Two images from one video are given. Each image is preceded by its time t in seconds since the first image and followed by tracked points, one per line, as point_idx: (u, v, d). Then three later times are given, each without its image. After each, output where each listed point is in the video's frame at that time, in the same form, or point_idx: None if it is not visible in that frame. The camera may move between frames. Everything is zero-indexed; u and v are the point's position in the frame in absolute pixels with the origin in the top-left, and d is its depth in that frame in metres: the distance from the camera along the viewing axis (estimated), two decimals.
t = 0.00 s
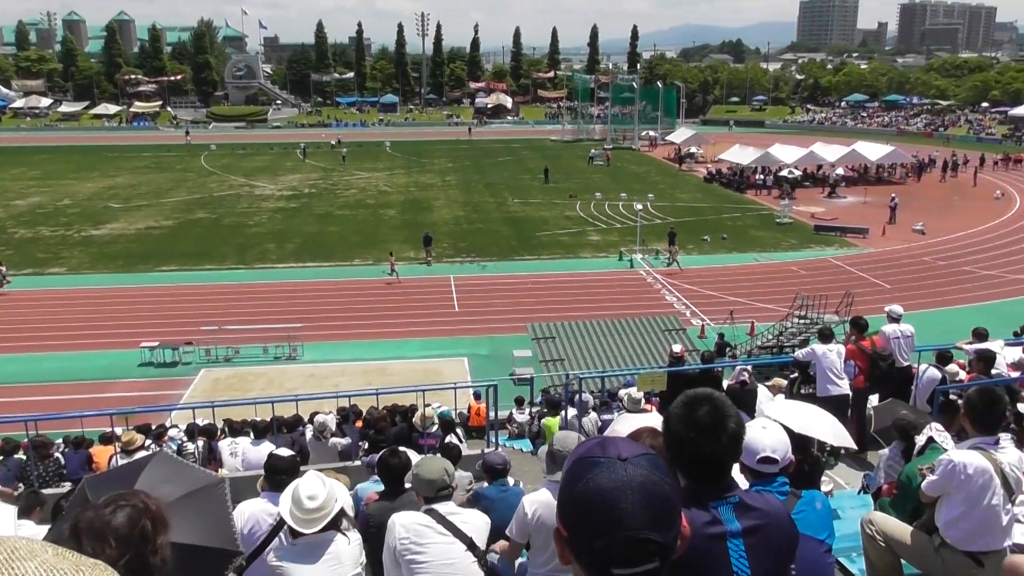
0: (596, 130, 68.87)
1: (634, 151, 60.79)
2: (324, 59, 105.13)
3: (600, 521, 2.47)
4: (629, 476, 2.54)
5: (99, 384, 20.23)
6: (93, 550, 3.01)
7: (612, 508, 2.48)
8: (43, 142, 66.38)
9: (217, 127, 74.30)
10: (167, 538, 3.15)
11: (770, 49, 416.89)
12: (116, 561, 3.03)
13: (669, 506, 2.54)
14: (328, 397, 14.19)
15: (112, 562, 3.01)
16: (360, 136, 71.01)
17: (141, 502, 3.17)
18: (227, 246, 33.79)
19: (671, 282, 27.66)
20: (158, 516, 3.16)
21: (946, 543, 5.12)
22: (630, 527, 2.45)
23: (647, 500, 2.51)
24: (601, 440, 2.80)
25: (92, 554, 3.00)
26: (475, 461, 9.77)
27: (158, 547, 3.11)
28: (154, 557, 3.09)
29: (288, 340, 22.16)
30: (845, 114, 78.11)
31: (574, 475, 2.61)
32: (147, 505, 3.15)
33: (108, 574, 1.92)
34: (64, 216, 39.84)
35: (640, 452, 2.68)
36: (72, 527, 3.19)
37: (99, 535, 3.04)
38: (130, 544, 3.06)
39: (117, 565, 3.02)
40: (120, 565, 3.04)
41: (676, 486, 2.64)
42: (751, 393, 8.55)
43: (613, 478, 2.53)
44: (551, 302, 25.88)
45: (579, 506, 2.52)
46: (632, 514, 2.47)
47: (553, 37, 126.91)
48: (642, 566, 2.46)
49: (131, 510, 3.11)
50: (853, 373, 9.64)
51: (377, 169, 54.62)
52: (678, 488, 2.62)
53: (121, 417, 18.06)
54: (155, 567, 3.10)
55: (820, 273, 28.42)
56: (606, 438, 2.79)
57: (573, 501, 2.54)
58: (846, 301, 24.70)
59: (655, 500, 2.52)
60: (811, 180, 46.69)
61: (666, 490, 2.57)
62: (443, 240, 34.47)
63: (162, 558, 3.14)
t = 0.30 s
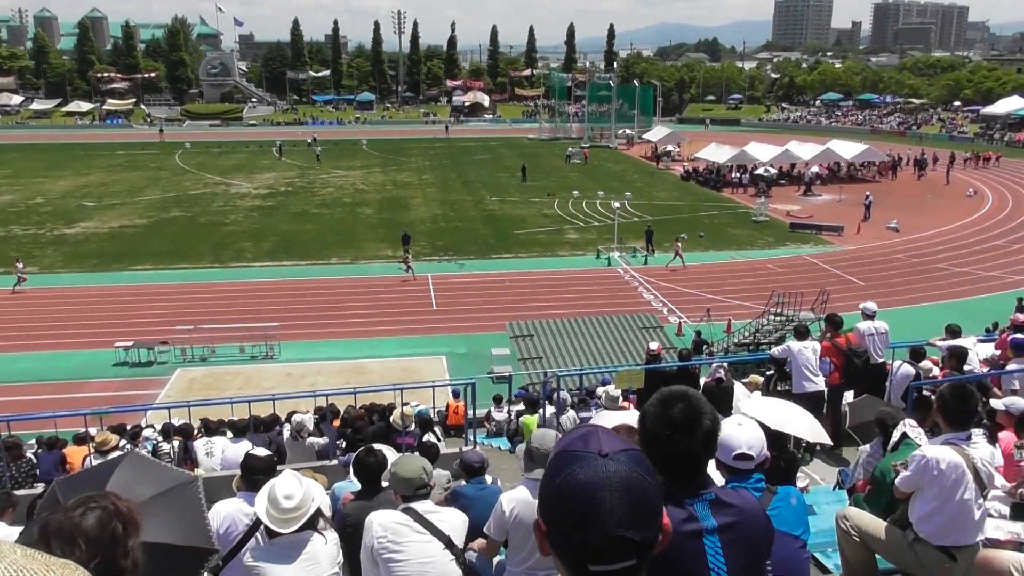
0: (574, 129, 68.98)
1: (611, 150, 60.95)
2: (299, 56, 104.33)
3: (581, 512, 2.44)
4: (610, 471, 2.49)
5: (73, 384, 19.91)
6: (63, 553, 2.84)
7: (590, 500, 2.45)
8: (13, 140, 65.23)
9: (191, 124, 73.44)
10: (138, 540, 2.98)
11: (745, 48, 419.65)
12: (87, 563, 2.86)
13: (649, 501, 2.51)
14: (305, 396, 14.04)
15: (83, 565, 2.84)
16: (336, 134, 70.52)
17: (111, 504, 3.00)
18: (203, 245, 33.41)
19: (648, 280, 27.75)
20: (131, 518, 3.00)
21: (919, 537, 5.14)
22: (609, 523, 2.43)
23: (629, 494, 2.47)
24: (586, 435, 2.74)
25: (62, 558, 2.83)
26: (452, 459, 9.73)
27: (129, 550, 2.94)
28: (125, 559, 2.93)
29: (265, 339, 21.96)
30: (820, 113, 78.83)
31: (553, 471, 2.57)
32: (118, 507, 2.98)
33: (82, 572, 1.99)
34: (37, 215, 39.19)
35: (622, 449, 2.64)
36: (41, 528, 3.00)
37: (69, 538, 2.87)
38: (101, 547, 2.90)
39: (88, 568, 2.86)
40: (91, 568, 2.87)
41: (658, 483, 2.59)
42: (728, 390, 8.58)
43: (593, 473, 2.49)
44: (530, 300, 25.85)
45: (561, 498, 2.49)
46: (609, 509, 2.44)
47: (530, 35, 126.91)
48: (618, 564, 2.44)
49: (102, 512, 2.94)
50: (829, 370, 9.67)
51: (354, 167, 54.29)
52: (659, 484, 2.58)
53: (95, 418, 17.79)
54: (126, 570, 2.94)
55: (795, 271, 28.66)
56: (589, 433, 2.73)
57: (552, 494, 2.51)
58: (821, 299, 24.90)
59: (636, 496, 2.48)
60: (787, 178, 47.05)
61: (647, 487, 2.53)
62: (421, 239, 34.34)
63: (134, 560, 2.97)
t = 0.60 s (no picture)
0: (559, 128, 68.98)
1: (596, 150, 61.04)
2: (283, 55, 103.74)
3: (572, 515, 2.42)
4: (602, 475, 2.46)
5: (56, 384, 19.70)
6: (40, 557, 2.74)
7: (582, 504, 2.42)
8: None
9: (175, 124, 72.89)
10: (118, 542, 2.85)
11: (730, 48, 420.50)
12: (66, 566, 2.76)
13: (642, 506, 2.47)
14: (290, 396, 13.90)
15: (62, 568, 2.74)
16: (321, 133, 70.15)
17: (91, 506, 2.89)
18: (186, 245, 33.13)
19: (633, 279, 27.80)
20: (110, 519, 2.88)
21: (901, 535, 5.15)
22: (599, 529, 2.40)
23: (622, 498, 2.44)
24: (580, 432, 2.70)
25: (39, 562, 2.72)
26: (438, 459, 9.67)
27: (109, 551, 2.82)
28: (105, 561, 2.80)
29: (250, 339, 21.81)
30: (804, 113, 79.27)
31: (547, 471, 2.54)
32: (98, 509, 2.87)
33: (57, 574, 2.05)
34: (18, 214, 38.74)
35: (617, 451, 2.58)
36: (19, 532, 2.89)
37: (47, 540, 2.76)
38: (80, 549, 2.79)
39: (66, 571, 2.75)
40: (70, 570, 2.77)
41: (652, 487, 2.55)
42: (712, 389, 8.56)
43: (586, 476, 2.46)
44: (515, 300, 25.82)
45: (554, 500, 2.46)
46: (600, 514, 2.41)
47: (516, 34, 126.87)
48: (609, 569, 2.40)
49: (80, 514, 2.83)
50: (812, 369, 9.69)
51: (339, 166, 54.04)
52: (653, 487, 2.54)
53: (77, 419, 17.60)
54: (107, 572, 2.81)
55: (780, 270, 28.79)
56: (585, 432, 2.69)
57: (546, 496, 2.48)
58: (805, 298, 25.01)
59: (628, 502, 2.44)
60: (771, 177, 47.29)
61: (641, 491, 2.49)
62: (406, 238, 34.21)
63: (115, 562, 2.84)
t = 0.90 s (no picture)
0: (547, 126, 68.97)
1: (585, 148, 61.06)
2: (271, 53, 103.29)
3: (562, 513, 2.41)
4: (592, 476, 2.44)
5: (42, 384, 19.53)
6: (25, 559, 2.70)
7: (572, 504, 2.41)
8: None
9: (162, 122, 72.42)
10: (104, 543, 2.83)
11: (717, 47, 421.29)
12: (51, 568, 2.72)
13: (631, 507, 2.45)
14: (279, 395, 13.81)
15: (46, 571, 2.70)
16: (309, 132, 69.85)
17: (74, 506, 2.85)
18: (174, 244, 32.93)
19: (623, 278, 27.83)
20: (96, 520, 2.84)
21: (888, 533, 5.17)
22: (589, 528, 2.38)
23: (611, 499, 2.43)
24: (572, 433, 2.69)
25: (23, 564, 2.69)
26: (426, 458, 9.64)
27: (94, 552, 2.80)
28: (90, 562, 2.77)
29: (238, 338, 21.70)
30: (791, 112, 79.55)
31: (537, 470, 2.53)
32: (82, 510, 2.83)
33: None
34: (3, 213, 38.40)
35: (608, 450, 2.57)
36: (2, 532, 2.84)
37: (32, 541, 2.72)
38: (65, 550, 2.75)
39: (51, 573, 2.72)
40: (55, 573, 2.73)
41: (642, 488, 2.54)
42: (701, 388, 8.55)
43: (576, 477, 2.45)
44: (504, 299, 25.82)
45: (544, 498, 2.45)
46: (588, 515, 2.40)
47: (504, 33, 126.74)
48: (596, 571, 2.39)
49: (65, 514, 2.79)
50: (800, 367, 9.71)
51: (327, 165, 53.84)
52: (644, 489, 2.53)
53: (63, 419, 17.46)
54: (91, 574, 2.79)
55: (768, 269, 28.90)
56: (577, 432, 2.68)
57: (535, 495, 2.47)
58: (793, 297, 25.12)
59: (617, 501, 2.43)
60: (759, 176, 47.45)
61: (632, 493, 2.48)
62: (395, 237, 34.12)
63: (99, 564, 2.82)
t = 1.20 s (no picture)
0: (538, 125, 68.96)
1: (575, 147, 61.08)
2: (261, 51, 102.87)
3: (550, 509, 2.40)
4: (583, 472, 2.44)
5: (30, 383, 19.40)
6: (14, 557, 2.66)
7: (562, 500, 2.40)
8: None
9: (151, 121, 72.02)
10: (94, 542, 2.81)
11: (707, 46, 421.83)
12: (40, 567, 2.69)
13: (621, 505, 2.44)
14: (268, 394, 13.73)
15: (35, 568, 2.67)
16: (299, 130, 69.64)
17: (65, 505, 2.82)
18: (163, 242, 32.76)
19: (613, 277, 27.87)
20: (86, 520, 2.82)
21: (878, 531, 5.18)
22: (578, 524, 2.38)
23: (602, 495, 2.42)
24: (564, 430, 2.69)
25: (13, 563, 2.65)
26: (417, 457, 9.62)
27: (84, 552, 2.77)
28: (80, 562, 2.76)
29: (228, 336, 21.62)
30: (781, 111, 79.85)
31: (528, 467, 2.52)
32: (73, 509, 2.80)
33: None
34: None
35: (600, 448, 2.56)
36: None
37: (22, 540, 2.68)
38: (55, 549, 2.72)
39: (41, 572, 2.68)
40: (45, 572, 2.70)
41: (632, 486, 2.53)
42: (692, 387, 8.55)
43: (567, 473, 2.44)
44: (495, 297, 25.81)
45: (533, 494, 2.44)
46: (579, 510, 2.39)
47: (495, 32, 126.69)
48: (585, 567, 2.38)
49: (55, 514, 2.76)
50: (790, 365, 9.73)
51: (317, 163, 53.70)
52: (634, 488, 2.52)
53: (53, 418, 17.36)
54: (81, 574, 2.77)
55: (757, 267, 29.00)
56: (570, 430, 2.67)
57: (525, 492, 2.46)
58: (783, 296, 25.21)
59: (609, 499, 2.42)
60: (749, 175, 47.61)
61: (623, 491, 2.47)
62: (385, 236, 34.06)
63: (90, 562, 2.80)
